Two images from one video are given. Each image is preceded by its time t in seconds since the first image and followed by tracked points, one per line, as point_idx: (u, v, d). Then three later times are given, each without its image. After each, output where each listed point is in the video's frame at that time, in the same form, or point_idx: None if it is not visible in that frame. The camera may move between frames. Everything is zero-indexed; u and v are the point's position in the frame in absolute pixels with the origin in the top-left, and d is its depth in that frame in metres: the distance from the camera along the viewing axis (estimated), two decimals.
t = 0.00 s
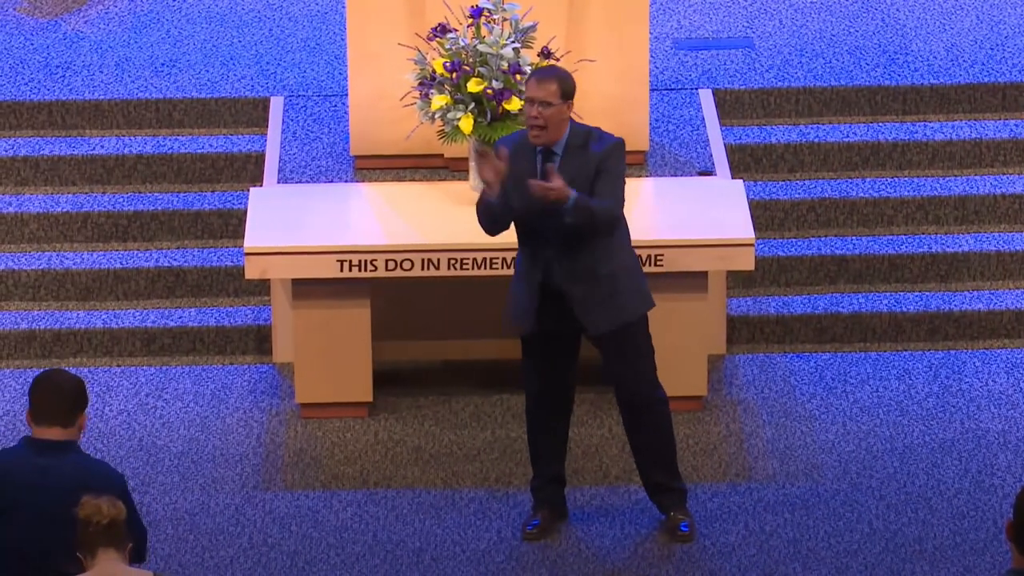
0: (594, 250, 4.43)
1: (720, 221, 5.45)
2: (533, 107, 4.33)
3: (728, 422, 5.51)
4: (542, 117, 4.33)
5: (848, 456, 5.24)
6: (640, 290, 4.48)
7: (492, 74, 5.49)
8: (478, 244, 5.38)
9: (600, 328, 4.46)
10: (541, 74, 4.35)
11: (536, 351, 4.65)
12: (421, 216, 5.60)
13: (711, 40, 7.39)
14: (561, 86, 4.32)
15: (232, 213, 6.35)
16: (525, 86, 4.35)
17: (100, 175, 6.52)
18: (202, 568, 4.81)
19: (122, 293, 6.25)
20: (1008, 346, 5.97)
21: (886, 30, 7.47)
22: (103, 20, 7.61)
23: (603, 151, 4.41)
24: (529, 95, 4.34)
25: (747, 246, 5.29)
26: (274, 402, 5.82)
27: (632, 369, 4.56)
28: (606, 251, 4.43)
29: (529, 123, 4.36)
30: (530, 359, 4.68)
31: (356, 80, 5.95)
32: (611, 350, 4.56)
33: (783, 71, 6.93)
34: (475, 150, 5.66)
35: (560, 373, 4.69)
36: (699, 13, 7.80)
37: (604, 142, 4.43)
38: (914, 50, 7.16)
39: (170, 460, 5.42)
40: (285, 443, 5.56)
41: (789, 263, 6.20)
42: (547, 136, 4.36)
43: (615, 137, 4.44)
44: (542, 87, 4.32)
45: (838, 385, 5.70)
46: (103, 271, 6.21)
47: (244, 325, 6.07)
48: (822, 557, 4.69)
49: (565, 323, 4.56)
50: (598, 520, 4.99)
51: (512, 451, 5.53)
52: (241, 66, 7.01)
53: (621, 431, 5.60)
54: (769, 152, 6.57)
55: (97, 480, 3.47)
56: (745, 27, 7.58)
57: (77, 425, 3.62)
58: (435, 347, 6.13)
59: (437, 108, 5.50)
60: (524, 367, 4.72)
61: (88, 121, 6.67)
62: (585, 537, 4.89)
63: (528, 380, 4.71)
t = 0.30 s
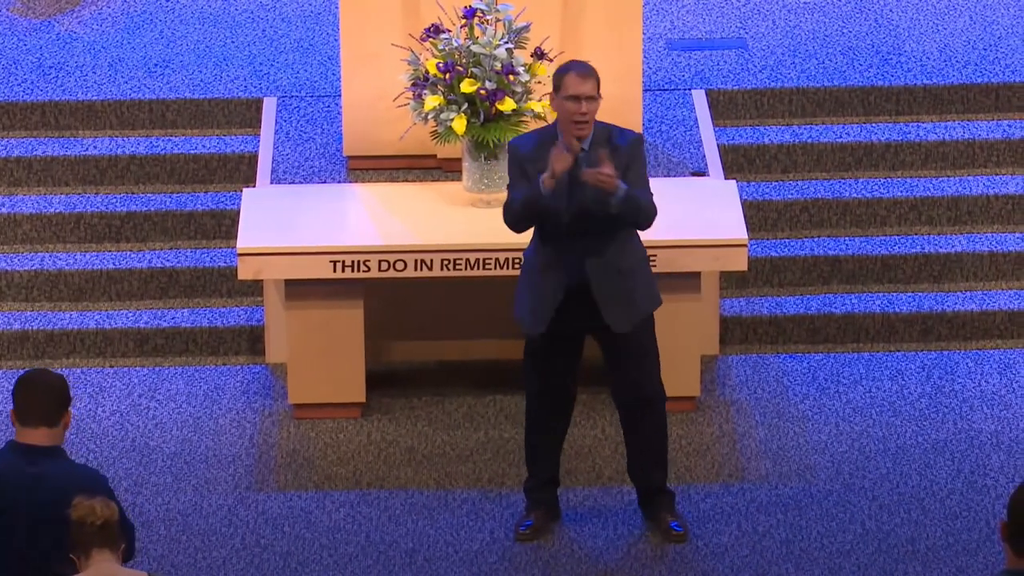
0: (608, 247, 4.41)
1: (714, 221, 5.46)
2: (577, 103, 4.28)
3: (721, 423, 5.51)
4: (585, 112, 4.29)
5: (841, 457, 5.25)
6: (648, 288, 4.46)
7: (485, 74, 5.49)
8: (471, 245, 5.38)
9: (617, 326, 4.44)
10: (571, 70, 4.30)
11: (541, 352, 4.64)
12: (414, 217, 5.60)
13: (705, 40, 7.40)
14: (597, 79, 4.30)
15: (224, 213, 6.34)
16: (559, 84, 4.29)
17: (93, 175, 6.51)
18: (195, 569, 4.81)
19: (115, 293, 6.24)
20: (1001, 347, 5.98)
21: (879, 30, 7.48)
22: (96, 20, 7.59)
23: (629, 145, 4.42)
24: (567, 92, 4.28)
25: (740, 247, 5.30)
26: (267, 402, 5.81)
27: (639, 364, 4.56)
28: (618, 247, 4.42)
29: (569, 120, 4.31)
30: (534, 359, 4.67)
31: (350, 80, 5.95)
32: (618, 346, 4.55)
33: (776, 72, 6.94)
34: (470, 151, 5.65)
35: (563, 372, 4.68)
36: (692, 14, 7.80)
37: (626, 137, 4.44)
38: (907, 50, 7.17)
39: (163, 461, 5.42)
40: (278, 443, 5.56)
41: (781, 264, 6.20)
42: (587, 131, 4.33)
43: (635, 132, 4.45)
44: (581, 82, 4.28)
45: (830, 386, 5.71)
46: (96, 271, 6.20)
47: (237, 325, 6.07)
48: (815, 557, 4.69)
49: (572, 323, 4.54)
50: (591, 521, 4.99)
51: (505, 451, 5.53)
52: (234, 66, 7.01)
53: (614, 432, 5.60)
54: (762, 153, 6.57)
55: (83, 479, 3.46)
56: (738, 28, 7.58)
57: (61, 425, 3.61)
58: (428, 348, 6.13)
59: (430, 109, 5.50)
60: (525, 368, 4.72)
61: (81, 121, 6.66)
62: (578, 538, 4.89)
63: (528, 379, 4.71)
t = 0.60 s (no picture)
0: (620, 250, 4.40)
1: (690, 221, 5.46)
2: (614, 103, 4.27)
3: (698, 423, 5.51)
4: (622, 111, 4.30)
5: (817, 457, 5.26)
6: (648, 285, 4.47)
7: (462, 74, 5.50)
8: (447, 245, 5.38)
9: (627, 327, 4.44)
10: (603, 71, 4.28)
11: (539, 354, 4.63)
12: (390, 218, 5.60)
13: (682, 41, 7.40)
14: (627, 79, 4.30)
15: (201, 213, 6.32)
16: (593, 85, 4.27)
17: (69, 175, 6.49)
18: (171, 570, 4.80)
19: (91, 294, 6.22)
20: (977, 347, 5.99)
21: (855, 31, 7.49)
22: (73, 21, 7.58)
23: (646, 146, 4.43)
24: (604, 93, 4.27)
25: (717, 248, 5.31)
26: (244, 403, 5.80)
27: (639, 366, 4.56)
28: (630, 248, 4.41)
29: (607, 120, 4.29)
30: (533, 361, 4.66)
31: (328, 81, 5.94)
32: (620, 348, 4.55)
33: (753, 72, 6.95)
34: (447, 151, 5.67)
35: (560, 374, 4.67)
36: (668, 15, 7.80)
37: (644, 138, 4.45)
38: (884, 50, 7.19)
39: (139, 462, 5.40)
40: (254, 444, 5.55)
41: (758, 264, 6.21)
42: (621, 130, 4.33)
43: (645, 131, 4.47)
44: (616, 82, 4.27)
45: (807, 386, 5.72)
46: (72, 272, 6.18)
47: (213, 326, 6.05)
48: (791, 557, 4.70)
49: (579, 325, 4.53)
50: (567, 521, 5.00)
51: (482, 452, 5.53)
52: (211, 67, 6.99)
53: (591, 432, 5.60)
54: (738, 153, 6.58)
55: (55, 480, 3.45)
56: (714, 28, 7.59)
57: (36, 425, 3.60)
58: (405, 348, 6.12)
59: (407, 109, 5.50)
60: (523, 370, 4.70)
61: (58, 121, 6.64)
62: (554, 538, 4.89)
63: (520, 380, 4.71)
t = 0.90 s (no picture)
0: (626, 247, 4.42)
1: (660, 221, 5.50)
2: (620, 100, 4.33)
3: (667, 424, 5.55)
4: (626, 108, 4.36)
5: (786, 457, 5.31)
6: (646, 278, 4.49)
7: (432, 75, 5.44)
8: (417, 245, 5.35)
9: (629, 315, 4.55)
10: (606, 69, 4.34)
11: (531, 353, 4.63)
12: (360, 218, 5.58)
13: (652, 41, 7.44)
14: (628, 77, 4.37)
15: (171, 215, 6.29)
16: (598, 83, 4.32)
17: (39, 176, 6.43)
18: (141, 570, 4.77)
19: (60, 294, 6.18)
20: (946, 347, 6.07)
21: (825, 31, 7.56)
22: (41, 20, 7.53)
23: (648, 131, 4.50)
24: (609, 90, 4.33)
25: (686, 247, 5.34)
26: (214, 404, 5.78)
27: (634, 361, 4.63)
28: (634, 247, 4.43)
29: (613, 117, 4.34)
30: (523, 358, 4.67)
31: (297, 81, 5.92)
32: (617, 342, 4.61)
33: (723, 73, 7.00)
34: (417, 151, 5.64)
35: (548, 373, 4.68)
36: (638, 15, 7.84)
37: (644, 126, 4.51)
38: (854, 51, 7.26)
39: (108, 463, 5.37)
40: (224, 445, 5.53)
41: (728, 264, 6.26)
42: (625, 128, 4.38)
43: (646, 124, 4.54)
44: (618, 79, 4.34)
45: (776, 386, 5.77)
46: (41, 273, 6.14)
47: (183, 327, 6.03)
48: (762, 557, 4.74)
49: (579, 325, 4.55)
50: (539, 522, 5.01)
51: (452, 453, 5.51)
52: (180, 67, 6.95)
53: (561, 432, 5.62)
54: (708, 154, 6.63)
55: (24, 482, 3.43)
56: (684, 29, 7.64)
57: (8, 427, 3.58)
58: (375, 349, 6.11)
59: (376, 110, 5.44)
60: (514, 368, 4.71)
61: (25, 122, 6.57)
62: (526, 539, 4.91)
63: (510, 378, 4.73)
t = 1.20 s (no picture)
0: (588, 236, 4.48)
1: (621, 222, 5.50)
2: (582, 100, 4.35)
3: (627, 424, 5.56)
4: (588, 108, 4.38)
5: (746, 457, 5.33)
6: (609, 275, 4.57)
7: (392, 76, 5.42)
8: (377, 246, 5.35)
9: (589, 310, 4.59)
10: (568, 68, 4.35)
11: (504, 355, 4.60)
12: (321, 220, 5.56)
13: (612, 42, 7.46)
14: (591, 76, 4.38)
15: (130, 216, 6.26)
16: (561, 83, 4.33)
17: None
18: (100, 572, 4.75)
19: (18, 296, 6.14)
20: (906, 347, 6.11)
21: (784, 32, 7.60)
22: None
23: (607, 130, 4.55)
24: (572, 90, 4.34)
25: (646, 249, 5.35)
26: (173, 405, 5.76)
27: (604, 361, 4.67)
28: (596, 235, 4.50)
29: (576, 117, 4.37)
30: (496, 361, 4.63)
31: (257, 81, 5.90)
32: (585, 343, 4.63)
33: (683, 74, 7.02)
34: (377, 152, 5.63)
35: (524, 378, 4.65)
36: (598, 15, 7.85)
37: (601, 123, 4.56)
38: (813, 52, 7.30)
39: (67, 464, 5.34)
40: (183, 446, 5.50)
41: (688, 265, 6.29)
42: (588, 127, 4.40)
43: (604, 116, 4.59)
44: (581, 79, 4.35)
45: (736, 387, 5.80)
46: None
47: (143, 328, 6.01)
48: (721, 558, 4.76)
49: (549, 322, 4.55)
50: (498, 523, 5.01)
51: (411, 454, 5.51)
52: (140, 68, 6.92)
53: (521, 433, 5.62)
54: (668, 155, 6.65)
55: None
56: (643, 29, 7.65)
57: None
58: (335, 350, 6.10)
59: (336, 111, 5.42)
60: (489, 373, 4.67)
61: None
62: (485, 540, 4.91)
63: (488, 384, 4.69)
